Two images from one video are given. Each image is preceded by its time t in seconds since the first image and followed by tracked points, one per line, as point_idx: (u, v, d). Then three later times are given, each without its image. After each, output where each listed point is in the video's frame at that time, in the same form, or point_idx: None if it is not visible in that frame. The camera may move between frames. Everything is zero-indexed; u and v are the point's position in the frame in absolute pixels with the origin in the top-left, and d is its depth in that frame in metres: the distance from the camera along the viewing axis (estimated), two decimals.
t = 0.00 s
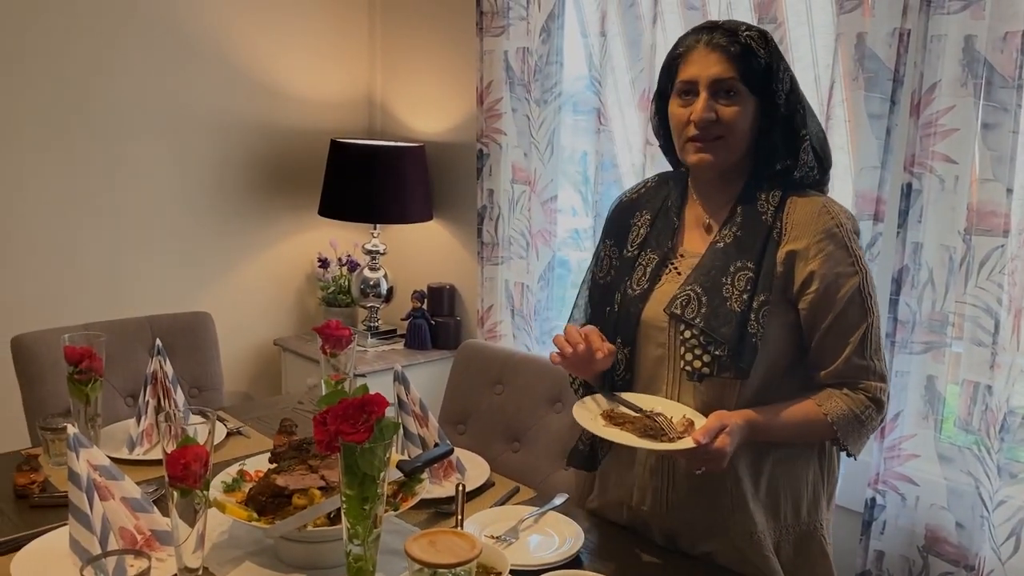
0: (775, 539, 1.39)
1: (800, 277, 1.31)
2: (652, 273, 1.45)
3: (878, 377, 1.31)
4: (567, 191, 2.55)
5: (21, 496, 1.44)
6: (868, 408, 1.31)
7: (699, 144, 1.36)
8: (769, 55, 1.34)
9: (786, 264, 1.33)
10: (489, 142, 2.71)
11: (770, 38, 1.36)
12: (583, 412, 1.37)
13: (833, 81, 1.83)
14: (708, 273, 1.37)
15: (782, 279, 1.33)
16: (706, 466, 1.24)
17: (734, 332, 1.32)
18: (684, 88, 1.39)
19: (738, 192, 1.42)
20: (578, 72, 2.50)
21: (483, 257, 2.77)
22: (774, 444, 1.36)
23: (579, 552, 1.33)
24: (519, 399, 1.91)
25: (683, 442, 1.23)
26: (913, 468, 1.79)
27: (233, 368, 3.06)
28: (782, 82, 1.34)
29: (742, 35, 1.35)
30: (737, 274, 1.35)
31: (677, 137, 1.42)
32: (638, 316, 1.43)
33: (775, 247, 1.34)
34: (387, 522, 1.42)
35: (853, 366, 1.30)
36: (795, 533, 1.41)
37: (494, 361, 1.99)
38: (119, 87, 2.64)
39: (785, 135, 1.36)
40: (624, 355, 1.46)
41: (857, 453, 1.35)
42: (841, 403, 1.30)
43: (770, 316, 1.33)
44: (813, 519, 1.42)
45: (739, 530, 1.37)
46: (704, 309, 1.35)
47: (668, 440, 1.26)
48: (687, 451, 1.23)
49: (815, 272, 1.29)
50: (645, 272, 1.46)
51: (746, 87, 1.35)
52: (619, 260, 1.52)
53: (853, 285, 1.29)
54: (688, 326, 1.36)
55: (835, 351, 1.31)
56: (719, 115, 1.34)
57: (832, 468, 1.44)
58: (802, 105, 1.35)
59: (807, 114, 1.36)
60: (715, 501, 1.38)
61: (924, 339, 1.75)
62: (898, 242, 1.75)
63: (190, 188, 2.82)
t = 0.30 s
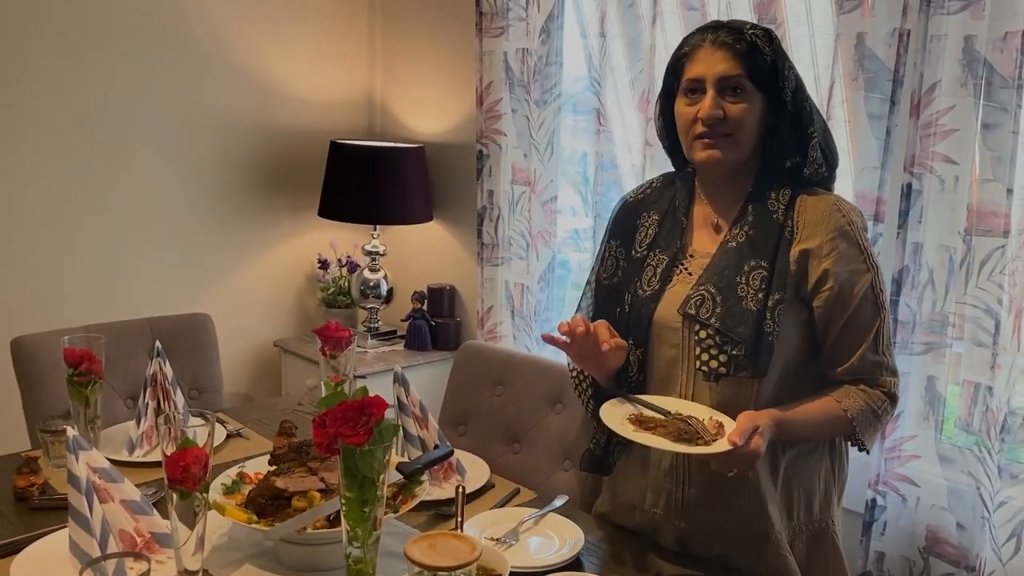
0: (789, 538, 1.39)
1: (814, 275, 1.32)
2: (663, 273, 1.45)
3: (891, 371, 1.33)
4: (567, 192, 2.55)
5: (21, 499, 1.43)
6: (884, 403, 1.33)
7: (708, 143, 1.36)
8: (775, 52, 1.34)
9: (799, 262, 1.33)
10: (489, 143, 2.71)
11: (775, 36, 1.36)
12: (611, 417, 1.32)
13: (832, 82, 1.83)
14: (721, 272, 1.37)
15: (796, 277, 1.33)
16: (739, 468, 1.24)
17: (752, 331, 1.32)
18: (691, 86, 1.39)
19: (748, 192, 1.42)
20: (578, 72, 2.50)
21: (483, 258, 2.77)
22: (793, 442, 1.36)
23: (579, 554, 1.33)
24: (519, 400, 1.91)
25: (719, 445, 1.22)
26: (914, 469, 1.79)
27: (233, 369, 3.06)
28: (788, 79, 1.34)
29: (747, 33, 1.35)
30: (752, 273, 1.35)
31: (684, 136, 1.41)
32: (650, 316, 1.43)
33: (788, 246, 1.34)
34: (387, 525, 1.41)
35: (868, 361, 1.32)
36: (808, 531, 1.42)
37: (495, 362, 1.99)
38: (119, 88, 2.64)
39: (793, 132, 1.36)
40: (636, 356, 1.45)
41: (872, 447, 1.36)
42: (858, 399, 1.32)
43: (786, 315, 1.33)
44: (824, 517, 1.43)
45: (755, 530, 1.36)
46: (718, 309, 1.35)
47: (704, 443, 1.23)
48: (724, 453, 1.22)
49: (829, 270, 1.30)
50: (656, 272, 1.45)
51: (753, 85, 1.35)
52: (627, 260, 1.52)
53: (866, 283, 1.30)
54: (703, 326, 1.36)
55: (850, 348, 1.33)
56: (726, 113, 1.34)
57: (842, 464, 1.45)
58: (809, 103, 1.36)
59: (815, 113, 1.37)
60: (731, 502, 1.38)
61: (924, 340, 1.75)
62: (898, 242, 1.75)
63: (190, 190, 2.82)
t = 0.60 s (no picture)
0: (792, 536, 1.39)
1: (824, 273, 1.31)
2: (672, 269, 1.44)
3: (897, 371, 1.35)
4: (566, 192, 2.55)
5: (19, 500, 1.43)
6: (889, 402, 1.34)
7: (712, 145, 1.36)
8: (777, 52, 1.33)
9: (809, 261, 1.33)
10: (487, 143, 2.70)
11: (777, 35, 1.35)
12: (624, 413, 1.31)
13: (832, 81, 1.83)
14: (731, 270, 1.37)
15: (806, 276, 1.33)
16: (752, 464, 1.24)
17: (762, 328, 1.32)
18: (694, 91, 1.39)
19: (756, 191, 1.42)
20: (577, 72, 2.49)
21: (482, 258, 2.76)
22: (797, 440, 1.36)
23: (579, 554, 1.33)
24: (519, 400, 1.91)
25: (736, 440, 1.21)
26: (914, 469, 1.79)
27: (232, 370, 3.05)
28: (793, 80, 1.33)
29: (747, 34, 1.34)
30: (763, 271, 1.35)
31: (689, 138, 1.41)
32: (658, 311, 1.42)
33: (798, 244, 1.34)
34: (386, 526, 1.41)
35: (875, 360, 1.33)
36: (812, 529, 1.41)
37: (493, 362, 1.99)
38: (117, 89, 2.63)
39: (800, 131, 1.36)
40: (642, 349, 1.45)
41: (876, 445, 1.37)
42: (866, 398, 1.33)
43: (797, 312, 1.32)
44: (827, 516, 1.42)
45: (758, 528, 1.36)
46: (729, 306, 1.35)
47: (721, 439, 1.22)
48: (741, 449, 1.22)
49: (839, 269, 1.30)
50: (664, 268, 1.45)
51: (757, 88, 1.34)
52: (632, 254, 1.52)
53: (874, 283, 1.31)
54: (713, 323, 1.35)
55: (858, 347, 1.33)
56: (731, 116, 1.34)
57: (844, 463, 1.45)
58: (815, 101, 1.35)
59: (822, 112, 1.36)
60: (733, 500, 1.38)
61: (924, 340, 1.75)
62: (898, 242, 1.74)
63: (188, 190, 2.82)
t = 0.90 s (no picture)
0: (792, 535, 1.39)
1: (824, 274, 1.31)
2: (673, 269, 1.44)
3: (896, 370, 1.36)
4: (566, 192, 2.55)
5: (19, 502, 1.43)
6: (889, 401, 1.34)
7: (711, 146, 1.36)
8: (773, 51, 1.33)
9: (809, 261, 1.33)
10: (487, 144, 2.70)
11: (773, 34, 1.35)
12: (627, 413, 1.31)
13: (831, 81, 1.83)
14: (732, 271, 1.37)
15: (806, 276, 1.33)
16: (754, 463, 1.24)
17: (763, 329, 1.32)
18: (692, 92, 1.39)
19: (756, 191, 1.42)
20: (576, 72, 2.49)
21: (482, 258, 2.76)
22: (797, 440, 1.36)
23: (580, 556, 1.33)
24: (519, 401, 1.91)
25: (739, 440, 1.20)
26: (914, 470, 1.79)
27: (232, 371, 3.05)
28: (790, 78, 1.33)
29: (743, 34, 1.35)
30: (763, 272, 1.35)
31: (689, 138, 1.41)
32: (659, 312, 1.42)
33: (798, 245, 1.34)
34: (387, 527, 1.41)
35: (875, 360, 1.33)
36: (812, 528, 1.42)
37: (493, 363, 1.99)
38: (117, 89, 2.63)
39: (799, 130, 1.36)
40: (641, 350, 1.44)
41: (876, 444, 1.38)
42: (866, 397, 1.33)
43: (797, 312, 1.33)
44: (827, 515, 1.42)
45: (759, 528, 1.37)
46: (729, 307, 1.35)
47: (725, 439, 1.21)
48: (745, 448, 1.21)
49: (839, 269, 1.30)
50: (665, 269, 1.45)
51: (755, 87, 1.34)
52: (632, 255, 1.52)
53: (874, 284, 1.31)
54: (713, 324, 1.35)
55: (857, 347, 1.34)
56: (729, 115, 1.34)
57: (844, 462, 1.45)
58: (813, 100, 1.35)
59: (820, 111, 1.36)
60: (734, 500, 1.38)
61: (924, 340, 1.75)
62: (899, 243, 1.74)
63: (189, 191, 2.82)
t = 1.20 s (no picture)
0: (794, 534, 1.39)
1: (821, 274, 1.32)
2: (671, 270, 1.45)
3: (896, 369, 1.36)
4: (567, 193, 2.55)
5: (21, 504, 1.43)
6: (889, 399, 1.34)
7: (706, 151, 1.37)
8: (766, 54, 1.33)
9: (807, 262, 1.33)
10: (487, 145, 2.70)
11: (766, 37, 1.36)
12: (629, 420, 1.31)
13: (832, 83, 1.83)
14: (730, 272, 1.37)
15: (804, 277, 1.33)
16: (757, 466, 1.24)
17: (761, 330, 1.32)
18: (686, 97, 1.40)
19: (754, 193, 1.42)
20: (576, 74, 2.49)
21: (483, 259, 2.75)
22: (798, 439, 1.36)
23: (583, 557, 1.33)
24: (521, 403, 1.91)
25: (740, 445, 1.21)
26: (915, 470, 1.79)
27: (232, 372, 3.05)
28: (782, 81, 1.33)
29: (735, 37, 1.35)
30: (762, 273, 1.35)
31: (685, 143, 1.42)
32: (658, 313, 1.43)
33: (795, 246, 1.34)
34: (389, 529, 1.41)
35: (874, 359, 1.33)
36: (814, 528, 1.42)
37: (494, 364, 1.99)
38: (118, 90, 2.63)
39: (793, 132, 1.36)
40: (641, 351, 1.44)
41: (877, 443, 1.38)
42: (866, 397, 1.33)
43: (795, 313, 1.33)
44: (829, 514, 1.43)
45: (761, 528, 1.37)
46: (728, 308, 1.35)
47: (727, 443, 1.22)
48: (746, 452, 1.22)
49: (837, 270, 1.30)
50: (664, 270, 1.45)
51: (748, 91, 1.35)
52: (631, 258, 1.52)
53: (872, 284, 1.31)
54: (712, 325, 1.36)
55: (856, 347, 1.34)
56: (723, 120, 1.34)
57: (845, 461, 1.45)
58: (807, 101, 1.35)
59: (813, 111, 1.36)
60: (735, 500, 1.38)
61: (925, 341, 1.75)
62: (899, 244, 1.74)
63: (189, 192, 2.82)
